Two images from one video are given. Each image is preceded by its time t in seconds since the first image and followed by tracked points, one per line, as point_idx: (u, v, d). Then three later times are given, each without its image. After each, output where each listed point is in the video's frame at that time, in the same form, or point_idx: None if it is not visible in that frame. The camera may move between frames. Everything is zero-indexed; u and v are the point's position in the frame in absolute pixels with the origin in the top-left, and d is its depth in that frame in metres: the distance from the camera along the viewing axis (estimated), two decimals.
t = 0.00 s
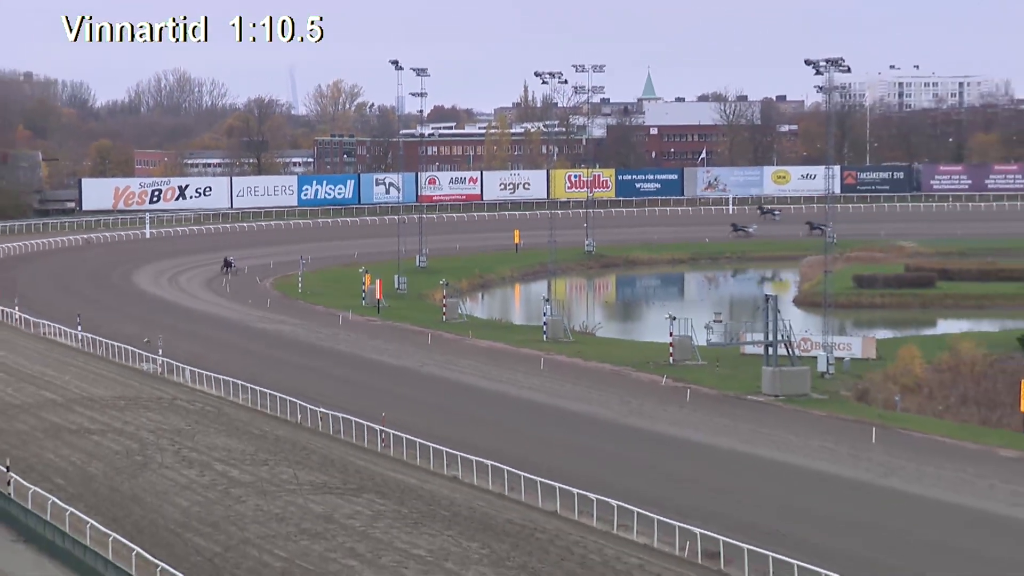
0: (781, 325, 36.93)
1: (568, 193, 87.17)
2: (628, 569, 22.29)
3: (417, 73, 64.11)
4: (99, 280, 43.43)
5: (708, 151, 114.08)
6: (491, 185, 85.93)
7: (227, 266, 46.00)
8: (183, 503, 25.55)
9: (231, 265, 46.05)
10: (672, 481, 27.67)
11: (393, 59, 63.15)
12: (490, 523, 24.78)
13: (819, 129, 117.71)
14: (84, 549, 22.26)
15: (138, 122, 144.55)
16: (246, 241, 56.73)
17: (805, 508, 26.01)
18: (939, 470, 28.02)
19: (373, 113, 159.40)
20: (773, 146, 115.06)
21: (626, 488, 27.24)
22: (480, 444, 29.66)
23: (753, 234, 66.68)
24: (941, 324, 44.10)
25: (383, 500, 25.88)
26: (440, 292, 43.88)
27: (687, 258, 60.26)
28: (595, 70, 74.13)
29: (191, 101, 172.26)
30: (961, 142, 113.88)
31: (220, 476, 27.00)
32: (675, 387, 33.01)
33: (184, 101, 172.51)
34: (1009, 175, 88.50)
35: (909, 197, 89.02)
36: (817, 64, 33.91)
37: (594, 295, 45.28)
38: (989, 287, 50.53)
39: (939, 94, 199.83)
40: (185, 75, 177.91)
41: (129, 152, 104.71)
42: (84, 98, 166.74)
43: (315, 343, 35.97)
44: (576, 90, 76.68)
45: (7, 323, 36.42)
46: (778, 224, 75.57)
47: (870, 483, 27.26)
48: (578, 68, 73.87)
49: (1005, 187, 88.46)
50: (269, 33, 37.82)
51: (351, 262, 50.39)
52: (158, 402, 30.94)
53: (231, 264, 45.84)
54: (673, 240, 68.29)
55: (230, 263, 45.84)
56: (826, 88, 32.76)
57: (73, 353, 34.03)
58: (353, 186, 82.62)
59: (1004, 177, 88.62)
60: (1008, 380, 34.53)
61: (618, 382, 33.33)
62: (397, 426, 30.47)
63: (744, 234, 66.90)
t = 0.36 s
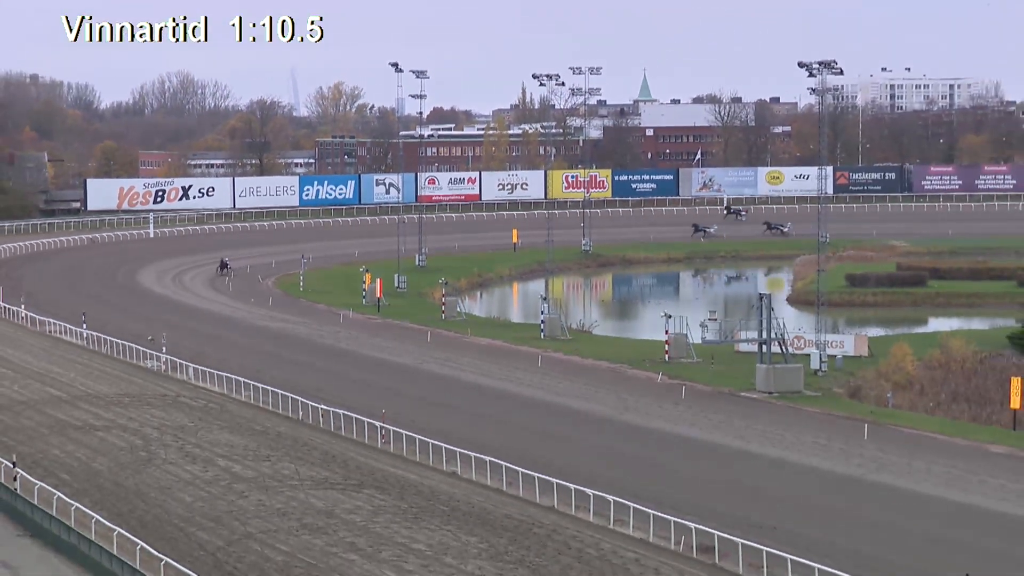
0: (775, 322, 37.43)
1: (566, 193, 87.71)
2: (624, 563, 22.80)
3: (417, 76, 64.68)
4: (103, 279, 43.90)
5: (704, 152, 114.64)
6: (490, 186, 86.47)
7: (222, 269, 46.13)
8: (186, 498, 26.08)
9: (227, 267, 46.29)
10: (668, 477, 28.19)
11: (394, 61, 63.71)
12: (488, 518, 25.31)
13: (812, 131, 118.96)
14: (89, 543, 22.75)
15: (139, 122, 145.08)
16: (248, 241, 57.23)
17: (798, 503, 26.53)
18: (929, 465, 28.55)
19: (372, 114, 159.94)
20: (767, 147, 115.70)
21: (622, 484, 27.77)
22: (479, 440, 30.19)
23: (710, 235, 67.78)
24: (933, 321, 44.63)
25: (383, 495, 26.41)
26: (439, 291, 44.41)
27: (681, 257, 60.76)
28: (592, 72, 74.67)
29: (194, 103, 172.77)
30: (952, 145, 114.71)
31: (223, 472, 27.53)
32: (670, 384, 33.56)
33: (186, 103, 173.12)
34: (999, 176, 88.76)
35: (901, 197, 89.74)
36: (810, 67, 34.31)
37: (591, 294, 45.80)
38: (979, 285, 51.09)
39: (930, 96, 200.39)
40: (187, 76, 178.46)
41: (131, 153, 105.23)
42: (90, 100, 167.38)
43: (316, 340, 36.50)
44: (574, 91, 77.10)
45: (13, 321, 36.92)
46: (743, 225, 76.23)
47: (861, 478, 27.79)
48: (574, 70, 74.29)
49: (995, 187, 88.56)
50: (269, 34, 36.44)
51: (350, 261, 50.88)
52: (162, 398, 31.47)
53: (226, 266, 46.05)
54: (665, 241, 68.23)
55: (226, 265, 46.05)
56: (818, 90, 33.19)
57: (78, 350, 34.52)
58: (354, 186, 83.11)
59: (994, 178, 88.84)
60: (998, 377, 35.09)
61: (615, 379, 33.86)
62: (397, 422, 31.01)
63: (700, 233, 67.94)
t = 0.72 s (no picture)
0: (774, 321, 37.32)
1: (566, 192, 87.57)
2: (625, 562, 22.80)
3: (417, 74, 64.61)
4: (102, 278, 43.84)
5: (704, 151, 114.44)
6: (490, 184, 86.41)
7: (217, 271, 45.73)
8: (186, 497, 26.09)
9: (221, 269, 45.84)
10: (668, 476, 28.17)
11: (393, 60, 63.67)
12: (489, 517, 25.30)
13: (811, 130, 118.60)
14: (89, 542, 22.75)
15: (138, 121, 145.03)
16: (248, 240, 57.19)
17: (798, 502, 26.52)
18: (930, 464, 28.55)
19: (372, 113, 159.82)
20: (767, 146, 115.54)
21: (623, 483, 27.77)
22: (479, 439, 30.17)
23: (677, 234, 68.08)
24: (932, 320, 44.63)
25: (383, 494, 26.41)
26: (439, 289, 44.35)
27: (681, 256, 60.69)
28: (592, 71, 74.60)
29: (194, 101, 172.85)
30: (952, 144, 114.57)
31: (223, 471, 27.54)
32: (670, 382, 33.53)
33: (187, 101, 173.17)
34: (999, 174, 88.64)
35: (901, 197, 89.64)
36: (810, 65, 33.89)
37: (590, 292, 45.82)
38: (979, 284, 51.14)
39: (929, 95, 200.29)
40: (188, 75, 178.39)
41: (131, 152, 105.18)
42: (90, 99, 167.37)
43: (316, 339, 36.48)
44: (574, 89, 76.93)
45: (13, 319, 36.86)
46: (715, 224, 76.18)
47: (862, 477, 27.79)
48: (574, 68, 74.12)
49: (995, 187, 88.72)
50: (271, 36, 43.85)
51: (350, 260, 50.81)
52: (162, 397, 31.46)
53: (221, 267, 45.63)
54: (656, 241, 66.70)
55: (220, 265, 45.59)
56: (818, 90, 32.91)
57: (78, 349, 34.46)
58: (354, 185, 83.04)
59: (994, 177, 88.79)
60: (998, 376, 35.09)
61: (616, 377, 33.84)
62: (397, 421, 31.00)
63: (669, 233, 68.23)
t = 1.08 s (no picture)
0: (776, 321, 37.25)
1: (568, 192, 87.41)
2: (627, 562, 22.80)
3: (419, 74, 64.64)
4: (104, 277, 43.81)
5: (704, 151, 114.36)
6: (492, 184, 86.37)
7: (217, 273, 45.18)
8: (188, 496, 26.09)
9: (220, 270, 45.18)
10: (670, 475, 28.15)
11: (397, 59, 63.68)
12: (491, 516, 25.30)
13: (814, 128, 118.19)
14: (91, 542, 22.72)
15: (141, 121, 145.05)
16: (250, 239, 57.16)
17: (800, 501, 26.51)
18: (931, 463, 28.55)
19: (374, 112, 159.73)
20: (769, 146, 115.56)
21: (625, 482, 27.76)
22: (481, 439, 30.15)
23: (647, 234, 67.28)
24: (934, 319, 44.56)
25: (385, 493, 26.39)
26: (441, 288, 44.28)
27: (683, 255, 60.65)
28: (595, 71, 74.57)
29: (197, 101, 172.98)
30: (955, 143, 114.63)
31: (225, 470, 27.55)
32: (672, 381, 33.48)
33: (189, 101, 173.38)
34: (1001, 174, 88.75)
35: (903, 196, 89.36)
36: (812, 65, 33.87)
37: (593, 292, 45.79)
38: (981, 283, 51.13)
39: (932, 94, 200.34)
40: (191, 74, 178.35)
41: (133, 151, 105.22)
42: (93, 99, 167.42)
43: (317, 339, 36.44)
44: (575, 89, 76.84)
45: (15, 319, 36.81)
46: (689, 224, 75.27)
47: (864, 477, 27.78)
48: (576, 67, 73.97)
49: (997, 186, 88.82)
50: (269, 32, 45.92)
51: (352, 259, 50.80)
52: (164, 395, 31.44)
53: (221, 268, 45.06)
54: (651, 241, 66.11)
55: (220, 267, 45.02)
56: (820, 90, 32.91)
57: (80, 348, 34.41)
58: (356, 184, 83.05)
59: (996, 176, 88.87)
60: (1001, 375, 35.08)
61: (618, 377, 33.82)
62: (399, 421, 30.97)
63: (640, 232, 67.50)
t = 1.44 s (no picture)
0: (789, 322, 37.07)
1: (580, 192, 87.34)
2: (639, 564, 22.67)
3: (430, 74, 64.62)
4: (113, 277, 43.77)
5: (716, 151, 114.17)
6: (503, 184, 86.24)
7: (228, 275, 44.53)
8: (199, 497, 26.01)
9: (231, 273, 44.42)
10: (683, 476, 28.01)
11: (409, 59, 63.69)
12: (502, 517, 25.19)
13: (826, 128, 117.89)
14: (102, 543, 22.63)
15: (151, 120, 145.33)
16: (260, 239, 57.18)
17: (813, 503, 26.38)
18: (945, 464, 28.39)
19: (384, 111, 159.73)
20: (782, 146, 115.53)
21: (636, 483, 27.63)
22: (492, 440, 30.05)
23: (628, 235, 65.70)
24: (948, 320, 44.37)
25: (397, 495, 26.30)
26: (452, 288, 44.18)
27: (695, 255, 60.54)
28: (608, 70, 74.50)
29: (208, 101, 173.26)
30: (969, 143, 114.37)
31: (236, 471, 27.47)
32: (684, 381, 33.34)
33: (200, 100, 173.69)
34: (1016, 174, 88.39)
35: (917, 197, 89.03)
36: (825, 64, 33.72)
37: (605, 292, 45.73)
38: (995, 284, 51.00)
39: (946, 94, 199.94)
40: (203, 75, 178.55)
41: (144, 151, 105.42)
42: (104, 98, 167.68)
43: (328, 339, 36.33)
44: (587, 89, 76.73)
45: (25, 319, 36.76)
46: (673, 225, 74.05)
47: (877, 478, 27.64)
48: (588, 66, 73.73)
49: (1012, 186, 88.36)
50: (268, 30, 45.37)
51: (364, 260, 50.74)
52: (176, 395, 31.38)
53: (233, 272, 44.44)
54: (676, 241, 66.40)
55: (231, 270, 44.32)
56: (833, 89, 32.80)
57: (91, 347, 34.34)
58: (368, 184, 82.84)
59: (1011, 176, 88.52)
60: (1015, 376, 34.87)
61: (630, 377, 33.68)
62: (411, 421, 30.87)
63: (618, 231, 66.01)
